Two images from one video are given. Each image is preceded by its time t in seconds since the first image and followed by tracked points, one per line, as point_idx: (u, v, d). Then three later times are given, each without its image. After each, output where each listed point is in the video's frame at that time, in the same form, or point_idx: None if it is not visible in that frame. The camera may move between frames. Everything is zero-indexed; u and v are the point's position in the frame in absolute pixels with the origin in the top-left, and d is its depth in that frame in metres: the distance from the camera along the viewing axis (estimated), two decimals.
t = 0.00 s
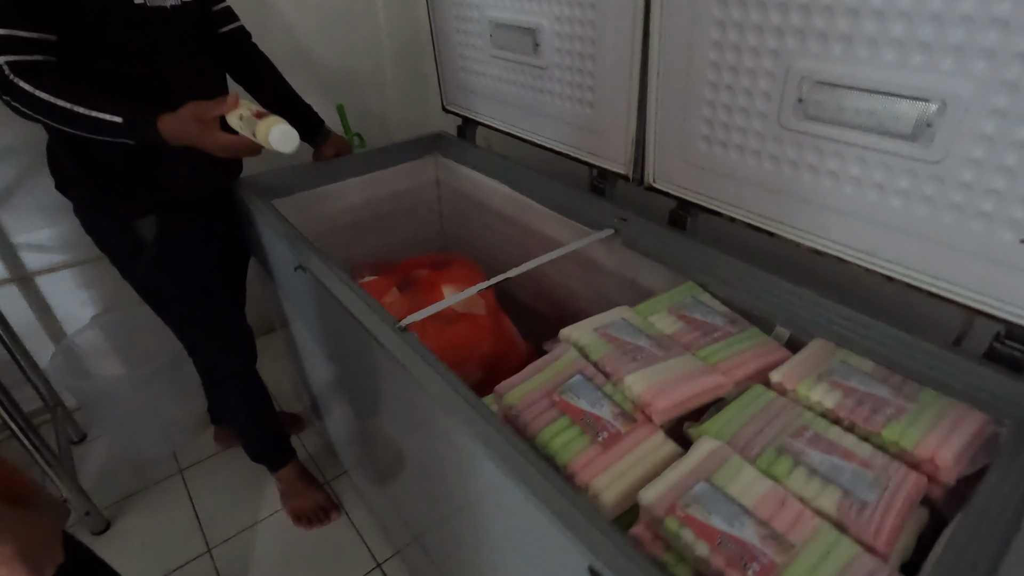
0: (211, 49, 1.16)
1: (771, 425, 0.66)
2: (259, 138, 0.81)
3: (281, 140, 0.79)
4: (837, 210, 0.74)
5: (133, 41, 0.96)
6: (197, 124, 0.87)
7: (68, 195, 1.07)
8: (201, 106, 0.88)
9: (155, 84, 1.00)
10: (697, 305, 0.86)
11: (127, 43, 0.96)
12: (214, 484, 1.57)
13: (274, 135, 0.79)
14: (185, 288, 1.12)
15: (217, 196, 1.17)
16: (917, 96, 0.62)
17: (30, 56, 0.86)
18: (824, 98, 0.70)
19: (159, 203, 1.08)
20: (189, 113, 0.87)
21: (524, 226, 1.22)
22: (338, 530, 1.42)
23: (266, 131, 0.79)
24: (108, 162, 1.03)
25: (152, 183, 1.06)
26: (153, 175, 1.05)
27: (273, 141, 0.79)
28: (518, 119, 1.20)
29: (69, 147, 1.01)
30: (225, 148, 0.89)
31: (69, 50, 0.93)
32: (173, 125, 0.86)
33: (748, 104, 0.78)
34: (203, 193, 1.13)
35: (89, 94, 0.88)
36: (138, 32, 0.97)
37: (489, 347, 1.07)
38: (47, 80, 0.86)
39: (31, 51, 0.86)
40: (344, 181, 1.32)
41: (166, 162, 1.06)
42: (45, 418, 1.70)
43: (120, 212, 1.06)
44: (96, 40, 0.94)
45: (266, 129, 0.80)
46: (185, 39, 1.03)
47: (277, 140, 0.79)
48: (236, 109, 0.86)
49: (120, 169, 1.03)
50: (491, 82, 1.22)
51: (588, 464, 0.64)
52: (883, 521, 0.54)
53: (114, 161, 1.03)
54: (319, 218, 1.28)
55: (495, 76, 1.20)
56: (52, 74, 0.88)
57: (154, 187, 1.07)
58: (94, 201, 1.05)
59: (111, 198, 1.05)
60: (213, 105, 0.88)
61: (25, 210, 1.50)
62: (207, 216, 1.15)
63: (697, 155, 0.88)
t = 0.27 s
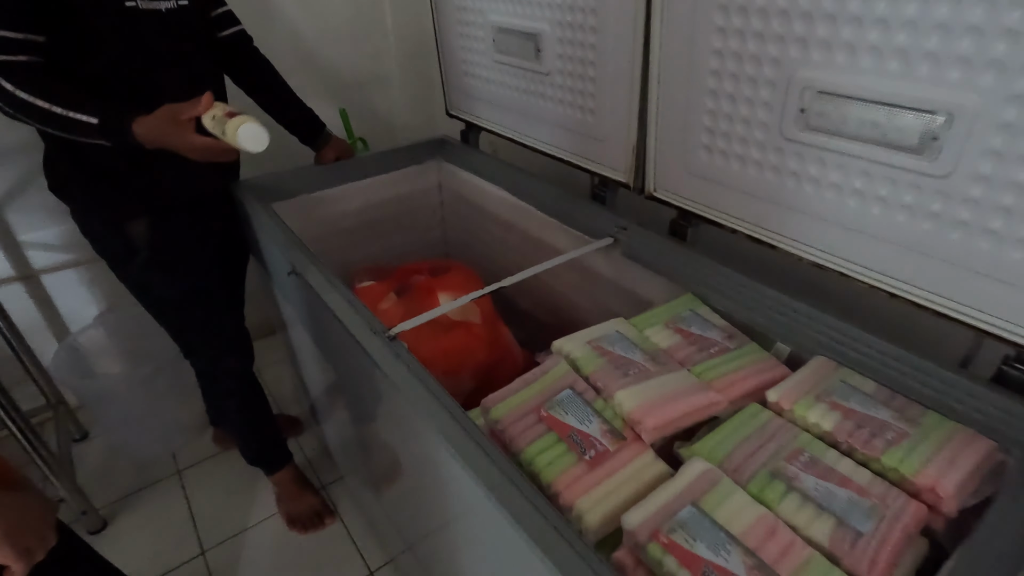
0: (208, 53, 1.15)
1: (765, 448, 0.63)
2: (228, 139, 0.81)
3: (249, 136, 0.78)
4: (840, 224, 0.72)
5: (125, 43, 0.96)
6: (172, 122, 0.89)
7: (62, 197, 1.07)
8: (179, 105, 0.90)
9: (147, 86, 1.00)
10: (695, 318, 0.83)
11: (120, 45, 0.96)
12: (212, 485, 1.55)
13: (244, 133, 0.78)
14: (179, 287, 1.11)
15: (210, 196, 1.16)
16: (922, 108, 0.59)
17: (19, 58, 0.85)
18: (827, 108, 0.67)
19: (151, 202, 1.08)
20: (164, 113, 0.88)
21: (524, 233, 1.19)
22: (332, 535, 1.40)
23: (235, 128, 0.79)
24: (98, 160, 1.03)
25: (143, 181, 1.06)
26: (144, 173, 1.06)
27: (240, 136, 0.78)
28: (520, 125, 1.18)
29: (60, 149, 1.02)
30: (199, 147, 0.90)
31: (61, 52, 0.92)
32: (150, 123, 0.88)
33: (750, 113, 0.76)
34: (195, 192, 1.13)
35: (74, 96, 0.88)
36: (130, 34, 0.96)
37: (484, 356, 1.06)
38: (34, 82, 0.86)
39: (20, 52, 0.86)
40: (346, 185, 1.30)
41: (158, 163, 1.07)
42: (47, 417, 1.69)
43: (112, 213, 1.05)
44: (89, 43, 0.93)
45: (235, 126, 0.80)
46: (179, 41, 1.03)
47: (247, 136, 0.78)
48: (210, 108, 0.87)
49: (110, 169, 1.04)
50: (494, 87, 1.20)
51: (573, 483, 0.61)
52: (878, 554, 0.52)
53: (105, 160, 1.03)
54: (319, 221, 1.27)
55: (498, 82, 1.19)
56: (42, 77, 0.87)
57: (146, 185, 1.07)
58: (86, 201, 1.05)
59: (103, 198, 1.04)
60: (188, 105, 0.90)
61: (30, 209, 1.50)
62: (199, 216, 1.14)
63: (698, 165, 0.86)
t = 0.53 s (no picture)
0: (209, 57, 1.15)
1: (766, 472, 0.61)
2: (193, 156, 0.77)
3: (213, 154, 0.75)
4: (850, 240, 0.69)
5: (122, 50, 0.96)
6: (146, 136, 0.86)
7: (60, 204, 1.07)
8: (154, 119, 0.87)
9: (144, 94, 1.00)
10: (698, 333, 0.81)
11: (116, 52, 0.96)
12: (214, 488, 1.50)
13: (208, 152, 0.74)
14: (172, 296, 1.09)
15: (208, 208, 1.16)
16: (935, 121, 0.57)
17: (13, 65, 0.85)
18: (836, 120, 0.65)
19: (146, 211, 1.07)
20: (137, 126, 0.86)
21: (527, 241, 1.17)
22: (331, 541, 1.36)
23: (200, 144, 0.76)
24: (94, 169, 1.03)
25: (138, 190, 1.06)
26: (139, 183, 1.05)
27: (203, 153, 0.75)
28: (525, 132, 1.16)
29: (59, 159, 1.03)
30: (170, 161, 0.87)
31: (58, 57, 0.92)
32: (125, 137, 0.86)
33: (756, 124, 0.74)
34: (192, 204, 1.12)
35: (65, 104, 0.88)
36: (127, 42, 0.96)
37: (482, 368, 1.04)
38: (27, 88, 0.86)
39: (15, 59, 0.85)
40: (350, 191, 1.29)
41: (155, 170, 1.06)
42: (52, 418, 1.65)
43: (107, 219, 1.04)
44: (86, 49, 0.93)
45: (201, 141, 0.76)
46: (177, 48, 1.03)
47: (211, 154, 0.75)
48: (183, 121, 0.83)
49: (107, 178, 1.04)
50: (499, 93, 1.19)
51: (566, 506, 0.59)
52: None
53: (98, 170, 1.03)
54: (322, 227, 1.25)
55: (503, 88, 1.17)
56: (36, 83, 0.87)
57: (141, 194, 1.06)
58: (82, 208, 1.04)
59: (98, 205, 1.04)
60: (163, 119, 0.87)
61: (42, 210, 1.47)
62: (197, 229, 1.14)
63: (703, 176, 0.84)
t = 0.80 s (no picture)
0: (216, 60, 1.15)
1: (777, 489, 0.59)
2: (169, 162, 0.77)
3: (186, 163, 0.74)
4: (865, 251, 0.68)
5: (124, 52, 0.96)
6: (129, 141, 0.85)
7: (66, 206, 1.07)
8: (138, 124, 0.85)
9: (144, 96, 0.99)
10: (708, 343, 0.79)
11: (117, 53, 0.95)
12: (221, 488, 1.49)
13: (180, 161, 0.74)
14: (174, 299, 1.08)
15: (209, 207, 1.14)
16: (956, 131, 0.55)
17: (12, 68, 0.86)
18: (852, 129, 0.63)
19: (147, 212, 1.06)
20: (122, 131, 0.85)
21: (536, 247, 1.16)
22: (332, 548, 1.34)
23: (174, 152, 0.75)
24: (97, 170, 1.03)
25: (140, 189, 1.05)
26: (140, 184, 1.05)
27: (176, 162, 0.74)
28: (535, 136, 1.15)
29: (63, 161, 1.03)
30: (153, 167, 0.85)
31: (61, 60, 0.93)
32: (110, 141, 0.85)
33: (769, 131, 0.73)
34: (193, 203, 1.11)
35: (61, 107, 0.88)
36: (128, 43, 0.96)
37: (488, 375, 1.03)
38: (24, 92, 0.86)
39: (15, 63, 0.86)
40: (360, 194, 1.28)
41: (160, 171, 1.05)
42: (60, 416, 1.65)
43: (110, 221, 1.04)
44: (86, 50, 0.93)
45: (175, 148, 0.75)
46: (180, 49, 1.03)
47: (181, 164, 0.74)
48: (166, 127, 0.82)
49: (113, 180, 1.04)
50: (509, 98, 1.18)
51: (570, 519, 0.58)
52: None
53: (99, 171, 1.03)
54: (330, 230, 1.25)
55: (513, 93, 1.16)
56: (35, 87, 0.88)
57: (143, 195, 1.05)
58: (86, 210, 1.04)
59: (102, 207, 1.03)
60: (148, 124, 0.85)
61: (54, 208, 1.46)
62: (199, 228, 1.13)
63: (715, 184, 0.82)
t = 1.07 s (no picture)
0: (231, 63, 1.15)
1: (792, 501, 0.58)
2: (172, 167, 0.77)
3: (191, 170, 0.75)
4: (884, 259, 0.67)
5: (139, 55, 0.97)
6: (137, 147, 0.85)
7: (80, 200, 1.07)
8: (145, 131, 0.86)
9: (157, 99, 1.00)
10: (721, 351, 0.78)
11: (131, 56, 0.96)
12: (230, 488, 1.49)
13: (184, 166, 0.74)
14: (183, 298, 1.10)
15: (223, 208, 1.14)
16: (980, 139, 0.54)
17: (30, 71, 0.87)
18: (871, 136, 0.63)
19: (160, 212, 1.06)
20: (130, 138, 0.85)
21: (548, 251, 1.16)
22: (339, 550, 1.34)
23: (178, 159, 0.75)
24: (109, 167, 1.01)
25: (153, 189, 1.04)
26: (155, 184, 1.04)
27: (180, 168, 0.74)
28: (547, 140, 1.15)
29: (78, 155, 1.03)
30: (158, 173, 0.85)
31: (77, 62, 0.93)
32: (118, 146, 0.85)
33: (786, 137, 0.72)
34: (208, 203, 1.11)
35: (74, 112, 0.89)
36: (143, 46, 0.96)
37: (499, 379, 1.02)
38: (40, 95, 0.87)
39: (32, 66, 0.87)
40: (373, 196, 1.27)
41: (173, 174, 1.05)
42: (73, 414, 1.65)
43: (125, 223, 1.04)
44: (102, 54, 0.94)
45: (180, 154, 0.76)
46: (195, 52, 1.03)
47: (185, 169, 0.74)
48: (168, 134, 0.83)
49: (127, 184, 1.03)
50: (522, 102, 1.17)
51: (582, 528, 0.58)
52: None
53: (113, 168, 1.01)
54: (341, 232, 1.25)
55: (526, 97, 1.16)
56: (51, 89, 0.89)
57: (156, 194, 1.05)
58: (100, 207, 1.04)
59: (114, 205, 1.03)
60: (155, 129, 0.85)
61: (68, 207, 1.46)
62: (213, 228, 1.12)
63: (730, 190, 0.82)
